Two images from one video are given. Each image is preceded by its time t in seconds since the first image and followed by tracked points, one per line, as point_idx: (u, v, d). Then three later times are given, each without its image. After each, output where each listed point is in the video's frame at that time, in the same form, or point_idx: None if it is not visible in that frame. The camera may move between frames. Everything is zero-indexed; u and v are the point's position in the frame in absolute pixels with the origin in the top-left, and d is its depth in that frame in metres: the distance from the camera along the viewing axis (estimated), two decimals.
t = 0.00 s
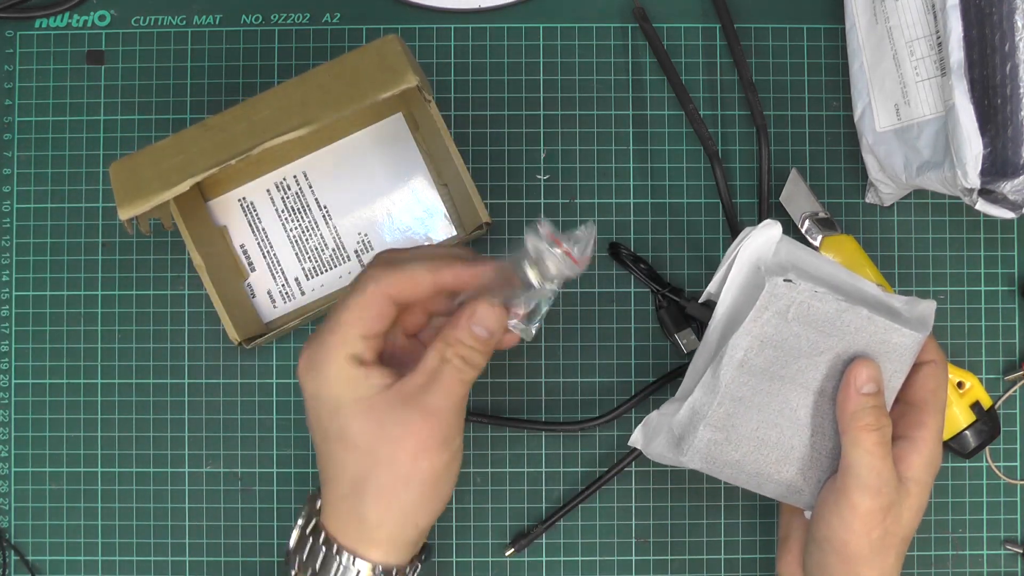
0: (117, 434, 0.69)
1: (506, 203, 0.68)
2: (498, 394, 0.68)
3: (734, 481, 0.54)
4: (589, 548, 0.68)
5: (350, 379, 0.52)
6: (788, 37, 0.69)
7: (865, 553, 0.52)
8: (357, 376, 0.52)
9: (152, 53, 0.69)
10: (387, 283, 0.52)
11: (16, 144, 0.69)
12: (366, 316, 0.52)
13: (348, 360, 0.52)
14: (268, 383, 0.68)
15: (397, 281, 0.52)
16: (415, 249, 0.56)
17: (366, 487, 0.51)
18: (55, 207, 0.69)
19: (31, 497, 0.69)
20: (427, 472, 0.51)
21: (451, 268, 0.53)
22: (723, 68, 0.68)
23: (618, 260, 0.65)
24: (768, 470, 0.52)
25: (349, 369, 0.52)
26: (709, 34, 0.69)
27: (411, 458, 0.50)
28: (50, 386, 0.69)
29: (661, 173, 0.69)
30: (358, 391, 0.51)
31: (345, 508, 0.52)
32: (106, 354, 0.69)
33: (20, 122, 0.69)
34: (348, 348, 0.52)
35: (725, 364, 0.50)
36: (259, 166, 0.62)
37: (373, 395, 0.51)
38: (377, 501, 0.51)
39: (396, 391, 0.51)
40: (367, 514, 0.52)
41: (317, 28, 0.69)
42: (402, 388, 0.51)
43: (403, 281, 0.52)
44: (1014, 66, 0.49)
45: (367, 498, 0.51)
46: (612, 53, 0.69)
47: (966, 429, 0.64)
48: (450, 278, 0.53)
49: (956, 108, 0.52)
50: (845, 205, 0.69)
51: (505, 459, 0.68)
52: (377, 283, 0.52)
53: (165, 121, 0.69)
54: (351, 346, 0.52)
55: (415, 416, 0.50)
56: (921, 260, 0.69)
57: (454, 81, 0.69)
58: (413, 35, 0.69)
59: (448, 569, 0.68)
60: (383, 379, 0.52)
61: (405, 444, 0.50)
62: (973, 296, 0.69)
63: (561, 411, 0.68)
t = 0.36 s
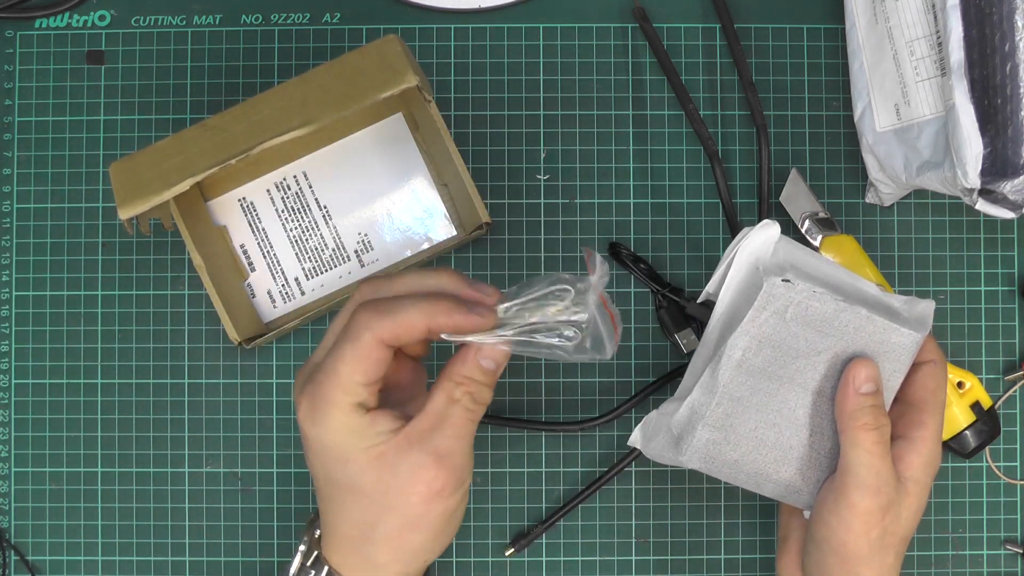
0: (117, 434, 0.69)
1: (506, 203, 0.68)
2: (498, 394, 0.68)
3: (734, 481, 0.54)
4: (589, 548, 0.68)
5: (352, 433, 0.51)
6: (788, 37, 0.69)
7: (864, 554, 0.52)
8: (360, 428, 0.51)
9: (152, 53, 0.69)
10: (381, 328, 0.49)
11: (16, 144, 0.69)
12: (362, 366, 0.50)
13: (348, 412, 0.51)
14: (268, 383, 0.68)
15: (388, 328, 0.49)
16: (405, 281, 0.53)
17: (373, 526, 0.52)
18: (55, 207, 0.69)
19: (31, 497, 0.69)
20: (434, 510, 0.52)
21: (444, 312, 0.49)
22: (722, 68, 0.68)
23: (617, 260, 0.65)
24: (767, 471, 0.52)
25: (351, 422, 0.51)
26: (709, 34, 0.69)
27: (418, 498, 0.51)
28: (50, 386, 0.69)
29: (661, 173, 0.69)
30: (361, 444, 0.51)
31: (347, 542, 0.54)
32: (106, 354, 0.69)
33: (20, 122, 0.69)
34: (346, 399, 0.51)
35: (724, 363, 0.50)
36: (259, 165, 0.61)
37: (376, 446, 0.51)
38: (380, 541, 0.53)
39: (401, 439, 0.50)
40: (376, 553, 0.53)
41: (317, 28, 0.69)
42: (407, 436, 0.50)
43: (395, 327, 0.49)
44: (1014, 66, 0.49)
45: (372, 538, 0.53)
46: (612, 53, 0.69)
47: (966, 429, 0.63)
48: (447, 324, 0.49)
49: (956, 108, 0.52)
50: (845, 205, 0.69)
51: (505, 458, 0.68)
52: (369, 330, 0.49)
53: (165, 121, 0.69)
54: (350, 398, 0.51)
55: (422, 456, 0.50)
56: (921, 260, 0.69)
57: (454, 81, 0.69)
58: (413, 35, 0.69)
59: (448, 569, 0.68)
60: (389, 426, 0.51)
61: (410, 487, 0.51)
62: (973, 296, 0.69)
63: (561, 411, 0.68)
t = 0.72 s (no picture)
0: (117, 434, 0.69)
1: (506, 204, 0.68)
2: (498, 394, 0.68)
3: (741, 475, 0.54)
4: (589, 548, 0.68)
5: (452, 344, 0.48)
6: (788, 37, 0.69)
7: (868, 550, 0.51)
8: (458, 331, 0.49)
9: (152, 53, 0.69)
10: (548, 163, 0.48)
11: (16, 144, 0.69)
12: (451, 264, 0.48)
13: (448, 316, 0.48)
14: (268, 383, 0.68)
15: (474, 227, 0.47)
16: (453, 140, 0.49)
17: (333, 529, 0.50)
18: (55, 207, 0.69)
19: (31, 497, 0.69)
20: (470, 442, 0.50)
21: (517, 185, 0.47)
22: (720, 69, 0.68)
23: (618, 260, 0.66)
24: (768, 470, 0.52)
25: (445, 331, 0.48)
26: (709, 34, 0.69)
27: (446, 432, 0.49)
28: (50, 386, 0.69)
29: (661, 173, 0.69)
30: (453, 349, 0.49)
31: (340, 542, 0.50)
32: (106, 354, 0.69)
33: (20, 122, 0.69)
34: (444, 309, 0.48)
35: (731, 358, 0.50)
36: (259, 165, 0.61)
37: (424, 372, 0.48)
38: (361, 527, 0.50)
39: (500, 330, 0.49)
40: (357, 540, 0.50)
41: (317, 28, 0.69)
42: (501, 322, 0.49)
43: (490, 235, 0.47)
44: (1014, 66, 0.49)
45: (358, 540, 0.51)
46: (612, 53, 0.69)
47: (966, 429, 0.64)
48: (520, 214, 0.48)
49: (956, 108, 0.52)
50: (845, 205, 0.69)
51: (505, 458, 0.68)
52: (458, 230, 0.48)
53: (165, 121, 0.69)
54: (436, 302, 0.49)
55: (422, 424, 0.49)
56: (921, 260, 0.69)
57: (454, 81, 0.69)
58: (413, 35, 0.69)
59: (448, 569, 0.68)
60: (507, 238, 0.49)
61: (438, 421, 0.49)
62: (973, 296, 0.69)
63: (561, 411, 0.68)
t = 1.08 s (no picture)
0: (116, 434, 0.69)
1: (506, 204, 0.68)
2: (498, 394, 0.68)
3: (759, 477, 0.54)
4: (589, 548, 0.68)
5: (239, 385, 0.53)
6: (788, 37, 0.69)
7: (886, 554, 0.52)
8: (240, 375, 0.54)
9: (152, 53, 0.69)
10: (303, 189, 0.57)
11: (15, 144, 0.69)
12: (272, 294, 0.53)
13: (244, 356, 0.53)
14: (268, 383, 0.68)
15: (311, 255, 0.53)
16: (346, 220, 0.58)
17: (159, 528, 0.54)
18: (55, 207, 0.69)
19: (31, 498, 0.69)
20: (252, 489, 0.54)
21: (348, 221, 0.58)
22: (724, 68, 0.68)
23: (618, 261, 0.67)
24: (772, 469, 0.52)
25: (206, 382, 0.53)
26: (709, 34, 0.69)
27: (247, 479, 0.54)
28: (49, 386, 0.69)
29: (661, 173, 0.69)
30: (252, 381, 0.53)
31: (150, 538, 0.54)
32: (106, 354, 0.69)
33: (20, 122, 0.69)
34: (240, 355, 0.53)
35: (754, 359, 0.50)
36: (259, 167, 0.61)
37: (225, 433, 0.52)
38: (199, 534, 0.54)
39: (324, 358, 0.54)
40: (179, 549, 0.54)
41: (317, 27, 0.69)
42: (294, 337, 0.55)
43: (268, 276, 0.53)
44: (1014, 66, 0.49)
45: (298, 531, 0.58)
46: (612, 53, 0.69)
47: (966, 429, 0.64)
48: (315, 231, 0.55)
49: (956, 107, 0.52)
50: (845, 205, 0.69)
51: (505, 458, 0.68)
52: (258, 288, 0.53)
53: (165, 121, 0.69)
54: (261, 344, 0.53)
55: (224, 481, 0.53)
56: (921, 260, 0.69)
57: (454, 81, 0.69)
58: (413, 36, 0.69)
59: (448, 569, 0.68)
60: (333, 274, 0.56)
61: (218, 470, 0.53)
62: (973, 296, 0.69)
63: (562, 411, 0.68)
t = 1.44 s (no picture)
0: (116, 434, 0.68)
1: (506, 204, 0.68)
2: (498, 394, 0.68)
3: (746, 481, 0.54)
4: (589, 548, 0.68)
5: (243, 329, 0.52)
6: (788, 37, 0.69)
7: (875, 555, 0.51)
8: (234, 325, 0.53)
9: (152, 53, 0.69)
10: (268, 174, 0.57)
11: (16, 144, 0.69)
12: (271, 254, 0.54)
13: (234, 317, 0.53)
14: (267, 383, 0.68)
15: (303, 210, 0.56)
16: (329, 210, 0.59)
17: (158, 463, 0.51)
18: (55, 206, 0.69)
19: (31, 497, 0.68)
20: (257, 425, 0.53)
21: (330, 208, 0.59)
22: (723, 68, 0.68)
23: (618, 260, 0.66)
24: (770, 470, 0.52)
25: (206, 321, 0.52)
26: (709, 34, 0.69)
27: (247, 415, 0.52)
28: (50, 386, 0.69)
29: (661, 173, 0.69)
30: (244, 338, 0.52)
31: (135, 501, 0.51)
32: (106, 354, 0.69)
33: (20, 122, 0.69)
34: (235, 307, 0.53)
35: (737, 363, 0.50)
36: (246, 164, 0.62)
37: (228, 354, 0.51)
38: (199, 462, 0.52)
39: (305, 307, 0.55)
40: (179, 495, 0.52)
41: (317, 28, 0.69)
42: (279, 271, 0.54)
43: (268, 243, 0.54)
44: (1014, 66, 0.49)
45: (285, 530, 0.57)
46: (612, 53, 0.69)
47: (966, 429, 0.64)
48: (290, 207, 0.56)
49: (956, 107, 0.52)
50: (845, 205, 0.69)
51: (505, 458, 0.68)
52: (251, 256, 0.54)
53: (165, 121, 0.69)
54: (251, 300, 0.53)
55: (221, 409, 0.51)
56: (921, 260, 0.69)
57: (454, 81, 0.69)
58: (413, 35, 0.69)
59: (448, 569, 0.68)
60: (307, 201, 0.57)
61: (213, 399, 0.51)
62: (973, 296, 0.69)
63: (562, 411, 0.68)
